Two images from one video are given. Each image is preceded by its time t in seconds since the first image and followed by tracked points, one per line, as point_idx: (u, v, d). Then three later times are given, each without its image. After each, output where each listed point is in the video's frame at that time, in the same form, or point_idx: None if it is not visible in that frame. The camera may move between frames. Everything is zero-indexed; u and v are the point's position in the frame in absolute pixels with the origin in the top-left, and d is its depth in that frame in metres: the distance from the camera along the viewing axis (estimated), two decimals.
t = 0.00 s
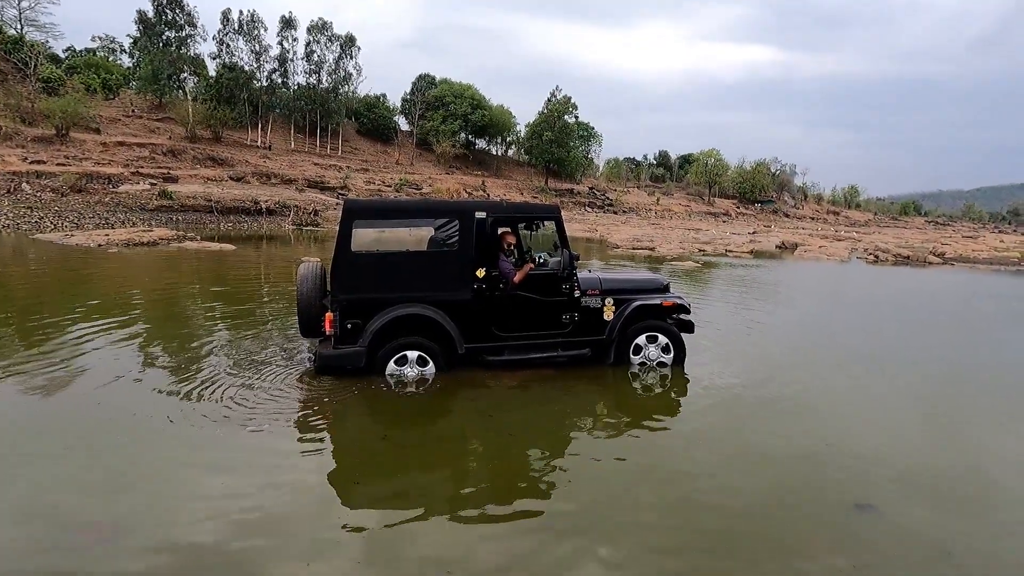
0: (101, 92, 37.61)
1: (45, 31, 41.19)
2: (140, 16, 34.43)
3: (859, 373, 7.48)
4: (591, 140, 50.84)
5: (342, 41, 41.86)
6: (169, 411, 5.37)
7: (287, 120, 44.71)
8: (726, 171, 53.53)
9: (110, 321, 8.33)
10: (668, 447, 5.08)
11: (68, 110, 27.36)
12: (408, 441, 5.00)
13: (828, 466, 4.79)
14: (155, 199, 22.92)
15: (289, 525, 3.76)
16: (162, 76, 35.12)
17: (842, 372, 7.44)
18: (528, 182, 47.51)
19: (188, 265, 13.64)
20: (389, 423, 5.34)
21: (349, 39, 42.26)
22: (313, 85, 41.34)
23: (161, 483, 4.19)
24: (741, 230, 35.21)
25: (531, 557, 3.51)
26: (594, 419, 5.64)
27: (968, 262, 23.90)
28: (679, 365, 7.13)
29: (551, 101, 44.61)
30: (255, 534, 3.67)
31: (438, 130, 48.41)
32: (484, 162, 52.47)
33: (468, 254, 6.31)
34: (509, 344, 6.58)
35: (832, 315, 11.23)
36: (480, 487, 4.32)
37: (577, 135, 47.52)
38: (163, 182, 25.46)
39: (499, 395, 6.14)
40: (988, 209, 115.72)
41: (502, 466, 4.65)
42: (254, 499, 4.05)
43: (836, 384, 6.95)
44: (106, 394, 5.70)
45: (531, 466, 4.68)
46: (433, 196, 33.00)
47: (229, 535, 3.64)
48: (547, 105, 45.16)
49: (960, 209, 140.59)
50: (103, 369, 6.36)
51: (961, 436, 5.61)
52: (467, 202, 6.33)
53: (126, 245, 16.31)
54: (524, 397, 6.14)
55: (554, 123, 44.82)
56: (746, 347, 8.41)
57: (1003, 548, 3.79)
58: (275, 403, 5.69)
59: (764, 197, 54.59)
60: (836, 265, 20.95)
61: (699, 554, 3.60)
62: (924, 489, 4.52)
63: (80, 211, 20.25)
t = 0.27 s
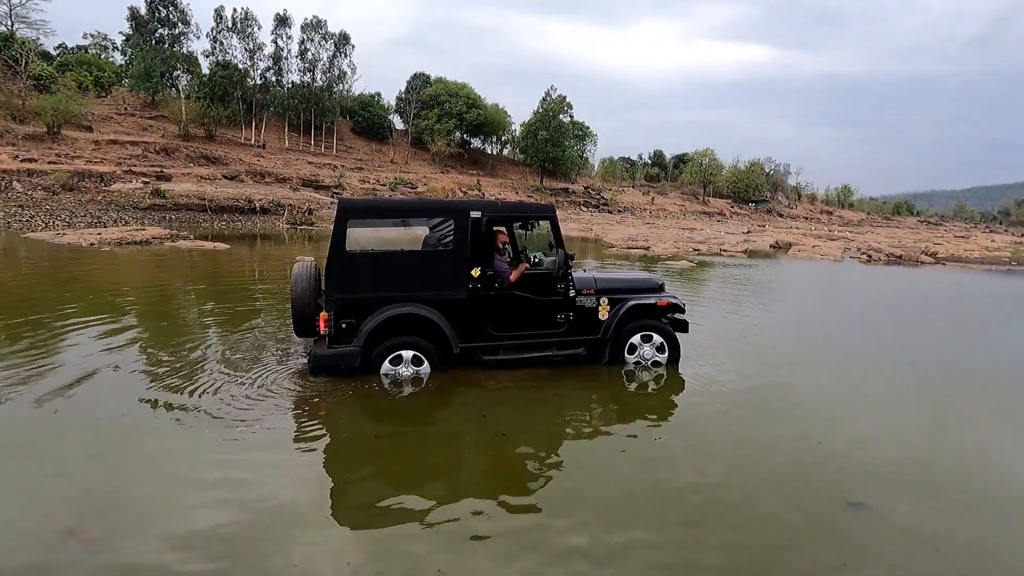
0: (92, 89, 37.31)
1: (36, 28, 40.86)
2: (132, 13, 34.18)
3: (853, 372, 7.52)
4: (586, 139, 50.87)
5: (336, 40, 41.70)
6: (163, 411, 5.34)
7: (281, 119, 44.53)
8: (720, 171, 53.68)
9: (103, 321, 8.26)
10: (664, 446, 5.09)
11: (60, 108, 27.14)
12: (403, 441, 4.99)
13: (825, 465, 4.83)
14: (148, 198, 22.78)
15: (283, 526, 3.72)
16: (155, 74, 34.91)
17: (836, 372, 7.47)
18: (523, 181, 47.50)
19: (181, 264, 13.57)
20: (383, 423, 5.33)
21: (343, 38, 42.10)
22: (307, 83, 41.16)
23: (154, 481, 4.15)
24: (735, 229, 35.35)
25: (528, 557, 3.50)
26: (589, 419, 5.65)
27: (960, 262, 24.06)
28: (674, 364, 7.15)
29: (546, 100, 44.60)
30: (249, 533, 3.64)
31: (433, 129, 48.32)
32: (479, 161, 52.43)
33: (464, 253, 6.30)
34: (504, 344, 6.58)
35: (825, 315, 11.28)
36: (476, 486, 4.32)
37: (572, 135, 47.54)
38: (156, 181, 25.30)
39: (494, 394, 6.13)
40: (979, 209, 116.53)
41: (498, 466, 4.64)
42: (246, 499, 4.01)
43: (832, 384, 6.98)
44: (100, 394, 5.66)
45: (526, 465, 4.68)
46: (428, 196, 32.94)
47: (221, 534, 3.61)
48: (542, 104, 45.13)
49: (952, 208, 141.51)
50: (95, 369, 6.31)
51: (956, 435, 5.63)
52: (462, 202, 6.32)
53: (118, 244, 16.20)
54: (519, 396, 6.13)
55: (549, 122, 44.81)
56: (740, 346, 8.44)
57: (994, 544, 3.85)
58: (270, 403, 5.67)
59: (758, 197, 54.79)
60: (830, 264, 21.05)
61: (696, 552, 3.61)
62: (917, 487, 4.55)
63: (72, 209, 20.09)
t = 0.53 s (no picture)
0: (93, 94, 37.41)
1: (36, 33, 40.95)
2: (132, 17, 34.24)
3: (857, 369, 7.50)
4: (586, 138, 50.86)
5: (335, 41, 41.73)
6: (166, 414, 5.37)
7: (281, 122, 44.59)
8: (721, 168, 53.65)
9: (105, 325, 8.29)
10: (668, 444, 5.08)
11: (61, 113, 27.21)
12: (406, 442, 5.00)
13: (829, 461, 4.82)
14: (149, 202, 22.84)
15: (288, 528, 3.73)
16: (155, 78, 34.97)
17: (840, 369, 7.45)
18: (524, 180, 47.51)
19: (183, 267, 13.61)
20: (387, 424, 5.34)
21: (342, 39, 42.13)
22: (307, 85, 41.20)
23: (158, 485, 4.16)
24: (736, 227, 35.32)
25: (532, 557, 3.50)
26: (591, 418, 5.65)
27: (962, 257, 24.03)
28: (677, 363, 7.14)
29: (546, 100, 44.59)
30: (253, 536, 3.65)
31: (434, 130, 48.35)
32: (480, 161, 52.46)
33: (465, 254, 6.30)
34: (506, 344, 6.59)
35: (828, 312, 11.25)
36: (479, 486, 4.32)
37: (572, 134, 47.52)
38: (157, 184, 25.36)
39: (497, 395, 6.13)
40: (981, 204, 116.30)
41: (501, 466, 4.64)
42: (250, 502, 4.01)
43: (834, 380, 6.97)
44: (104, 397, 5.68)
45: (529, 465, 4.68)
46: (429, 196, 32.98)
47: (225, 537, 3.62)
48: (542, 104, 45.09)
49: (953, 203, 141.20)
50: (99, 373, 6.35)
51: (959, 431, 5.63)
52: (463, 202, 6.32)
53: (120, 248, 16.25)
54: (522, 396, 6.13)
55: (549, 122, 44.81)
56: (743, 343, 8.43)
57: (999, 540, 3.83)
58: (273, 405, 5.68)
59: (759, 194, 54.76)
60: (832, 261, 21.03)
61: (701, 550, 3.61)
62: (919, 483, 4.54)
63: (74, 214, 20.15)
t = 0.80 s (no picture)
0: (93, 95, 37.42)
1: (36, 34, 40.97)
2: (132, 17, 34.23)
3: (860, 366, 7.49)
4: (586, 136, 50.82)
5: (334, 40, 41.68)
6: (169, 414, 5.38)
7: (281, 121, 44.58)
8: (722, 165, 53.58)
9: (108, 325, 8.31)
10: (671, 442, 5.09)
11: (61, 114, 27.22)
12: (409, 441, 5.01)
13: (833, 458, 4.83)
14: (150, 202, 22.86)
15: (291, 527, 3.74)
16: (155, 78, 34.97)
17: (844, 366, 7.44)
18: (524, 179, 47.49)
19: (184, 267, 13.62)
20: (387, 423, 5.34)
21: (341, 38, 42.06)
22: (307, 85, 41.17)
23: (160, 485, 4.18)
24: (737, 224, 35.30)
25: (534, 555, 3.50)
26: (593, 416, 5.64)
27: (963, 253, 24.02)
28: (679, 361, 7.13)
29: (546, 98, 44.53)
30: (257, 535, 3.66)
31: (434, 128, 48.32)
32: (480, 160, 52.44)
33: (465, 253, 6.30)
34: (508, 343, 6.59)
35: (830, 309, 11.23)
36: (481, 485, 4.33)
37: (573, 132, 47.47)
38: (158, 185, 25.38)
39: (498, 394, 6.13)
40: (982, 199, 116.11)
41: (504, 465, 4.65)
42: (253, 501, 4.02)
43: (835, 377, 6.97)
44: (107, 398, 5.70)
45: (531, 463, 4.69)
46: (429, 195, 32.99)
47: (229, 537, 3.63)
48: (542, 102, 45.01)
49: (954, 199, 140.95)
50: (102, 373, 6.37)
51: (960, 427, 5.64)
52: (463, 201, 6.31)
53: (122, 248, 16.28)
54: (524, 395, 6.14)
55: (550, 120, 44.75)
56: (744, 341, 8.43)
57: (1004, 538, 3.82)
58: (275, 405, 5.69)
59: (760, 191, 54.69)
60: (833, 258, 21.03)
61: (705, 548, 3.61)
62: (920, 480, 4.55)
63: (75, 215, 20.18)
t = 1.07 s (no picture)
0: (87, 94, 37.22)
1: (30, 33, 40.75)
2: (126, 17, 34.07)
3: (857, 367, 7.53)
4: (583, 137, 50.86)
5: (330, 40, 41.60)
6: (164, 415, 5.36)
7: (277, 122, 44.47)
8: (717, 167, 53.73)
9: (101, 326, 8.25)
10: (668, 443, 5.09)
11: (55, 113, 27.08)
12: (405, 442, 5.00)
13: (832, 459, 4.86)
14: (145, 202, 22.76)
15: (287, 530, 3.72)
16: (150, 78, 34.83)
17: (840, 367, 7.48)
18: (520, 180, 47.51)
19: (178, 268, 13.55)
20: (383, 424, 5.33)
21: (337, 38, 41.99)
22: (303, 85, 41.07)
23: (155, 486, 4.16)
24: (732, 225, 35.41)
25: (531, 557, 3.49)
26: (589, 417, 5.65)
27: (957, 255, 24.16)
28: (674, 362, 7.15)
29: (542, 99, 44.56)
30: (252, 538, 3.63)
31: (430, 129, 48.28)
32: (476, 161, 52.43)
33: (461, 254, 6.30)
34: (504, 344, 6.59)
35: (824, 310, 11.28)
36: (477, 486, 4.33)
37: (568, 133, 47.51)
38: (153, 185, 25.26)
39: (494, 395, 6.13)
40: (975, 202, 116.82)
41: (500, 466, 4.64)
42: (248, 503, 4.00)
43: (831, 378, 7.01)
44: (101, 399, 5.66)
45: (527, 464, 4.69)
46: (425, 196, 32.95)
47: (224, 540, 3.60)
48: (538, 103, 45.02)
49: (947, 201, 141.84)
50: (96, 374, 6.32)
51: (954, 427, 5.69)
52: (460, 202, 6.31)
53: (115, 248, 16.19)
54: (519, 395, 6.14)
55: (545, 121, 44.79)
56: (739, 342, 8.46)
57: (1004, 538, 3.85)
58: (270, 406, 5.66)
59: (755, 193, 54.87)
60: (828, 259, 21.11)
61: (705, 549, 3.62)
62: (917, 480, 4.58)
63: (69, 215, 20.06)
